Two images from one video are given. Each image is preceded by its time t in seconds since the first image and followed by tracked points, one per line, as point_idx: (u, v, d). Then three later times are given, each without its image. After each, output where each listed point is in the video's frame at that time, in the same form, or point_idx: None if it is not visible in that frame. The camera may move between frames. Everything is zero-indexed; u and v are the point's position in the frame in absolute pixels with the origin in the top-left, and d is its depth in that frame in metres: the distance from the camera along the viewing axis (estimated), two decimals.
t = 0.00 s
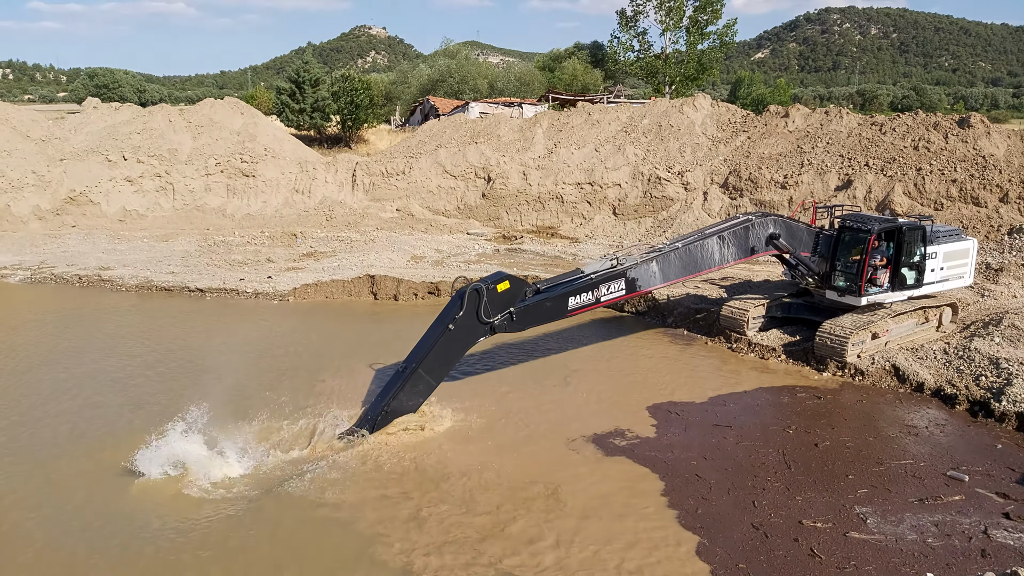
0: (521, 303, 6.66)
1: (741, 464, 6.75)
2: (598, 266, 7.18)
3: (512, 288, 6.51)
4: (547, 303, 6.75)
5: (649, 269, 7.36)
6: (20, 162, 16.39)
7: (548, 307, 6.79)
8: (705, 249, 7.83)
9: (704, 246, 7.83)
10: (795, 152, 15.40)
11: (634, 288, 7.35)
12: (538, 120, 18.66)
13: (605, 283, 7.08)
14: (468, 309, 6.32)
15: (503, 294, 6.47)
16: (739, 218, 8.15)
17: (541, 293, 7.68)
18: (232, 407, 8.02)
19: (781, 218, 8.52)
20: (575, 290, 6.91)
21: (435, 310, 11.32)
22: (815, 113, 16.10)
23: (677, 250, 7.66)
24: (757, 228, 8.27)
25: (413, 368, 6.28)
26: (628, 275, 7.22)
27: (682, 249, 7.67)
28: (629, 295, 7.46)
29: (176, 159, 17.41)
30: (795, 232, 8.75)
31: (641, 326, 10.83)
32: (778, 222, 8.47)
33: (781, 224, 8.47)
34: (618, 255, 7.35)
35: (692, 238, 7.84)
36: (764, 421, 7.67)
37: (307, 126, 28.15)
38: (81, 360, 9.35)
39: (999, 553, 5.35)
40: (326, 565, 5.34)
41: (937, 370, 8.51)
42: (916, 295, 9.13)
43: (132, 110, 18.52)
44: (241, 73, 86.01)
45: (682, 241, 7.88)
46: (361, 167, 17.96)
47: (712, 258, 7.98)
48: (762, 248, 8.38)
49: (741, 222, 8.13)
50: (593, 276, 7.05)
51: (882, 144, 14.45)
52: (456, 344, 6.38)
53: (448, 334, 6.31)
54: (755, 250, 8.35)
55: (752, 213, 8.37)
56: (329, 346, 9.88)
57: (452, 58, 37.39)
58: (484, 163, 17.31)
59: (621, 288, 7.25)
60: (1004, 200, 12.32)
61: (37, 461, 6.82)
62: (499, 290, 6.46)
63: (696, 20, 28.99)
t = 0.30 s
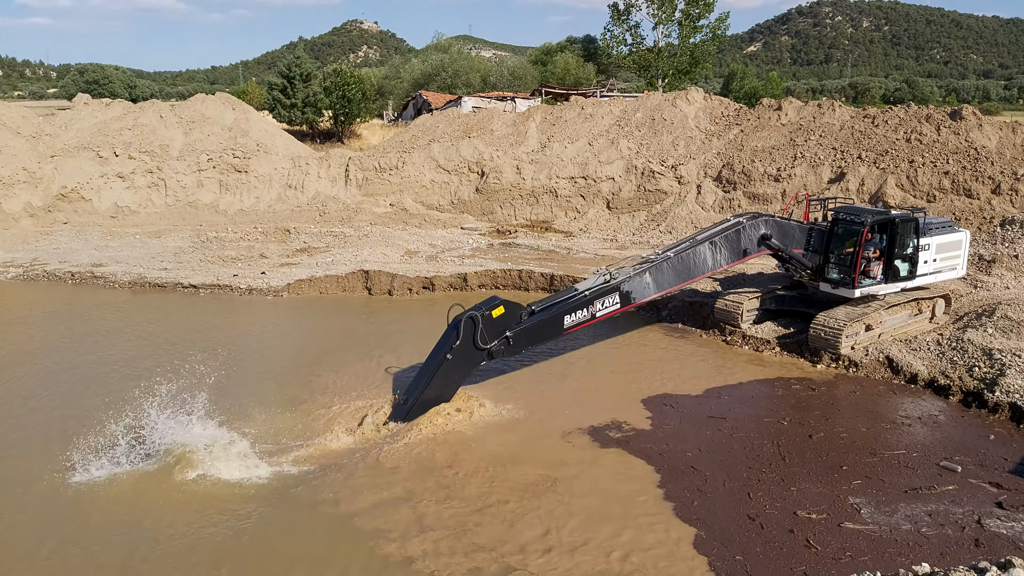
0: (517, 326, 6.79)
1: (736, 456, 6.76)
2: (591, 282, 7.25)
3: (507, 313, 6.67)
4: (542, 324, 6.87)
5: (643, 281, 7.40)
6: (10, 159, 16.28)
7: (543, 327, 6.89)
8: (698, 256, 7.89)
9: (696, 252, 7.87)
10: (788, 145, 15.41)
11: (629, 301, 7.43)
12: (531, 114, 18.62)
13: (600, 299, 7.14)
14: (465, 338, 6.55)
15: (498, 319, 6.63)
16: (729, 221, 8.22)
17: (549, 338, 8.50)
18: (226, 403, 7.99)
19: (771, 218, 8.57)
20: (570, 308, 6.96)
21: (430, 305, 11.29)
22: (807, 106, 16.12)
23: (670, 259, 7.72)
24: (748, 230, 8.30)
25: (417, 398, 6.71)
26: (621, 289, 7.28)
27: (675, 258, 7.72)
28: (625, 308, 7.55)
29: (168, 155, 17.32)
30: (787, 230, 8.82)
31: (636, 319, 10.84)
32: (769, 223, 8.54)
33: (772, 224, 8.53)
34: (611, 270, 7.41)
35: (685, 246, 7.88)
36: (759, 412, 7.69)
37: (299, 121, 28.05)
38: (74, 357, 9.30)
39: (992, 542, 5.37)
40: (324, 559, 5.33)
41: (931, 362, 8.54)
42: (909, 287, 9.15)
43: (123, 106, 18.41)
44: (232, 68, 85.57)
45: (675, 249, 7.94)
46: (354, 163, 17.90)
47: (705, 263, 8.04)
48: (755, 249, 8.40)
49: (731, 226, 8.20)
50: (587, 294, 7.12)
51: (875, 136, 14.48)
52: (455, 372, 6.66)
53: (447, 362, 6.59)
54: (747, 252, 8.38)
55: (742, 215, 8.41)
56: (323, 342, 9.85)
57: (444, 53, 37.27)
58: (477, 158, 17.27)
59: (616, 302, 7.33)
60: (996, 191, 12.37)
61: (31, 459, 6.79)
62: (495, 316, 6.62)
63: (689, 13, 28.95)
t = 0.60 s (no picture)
0: (514, 348, 6.91)
1: (728, 450, 6.78)
2: (584, 299, 7.30)
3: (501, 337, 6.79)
4: (537, 345, 6.95)
5: (635, 294, 7.46)
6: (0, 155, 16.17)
7: (539, 346, 6.98)
8: (689, 264, 7.94)
9: (687, 261, 7.92)
10: (780, 139, 15.42)
11: (623, 313, 7.50)
12: (524, 109, 18.58)
13: (593, 315, 7.20)
14: (461, 365, 6.77)
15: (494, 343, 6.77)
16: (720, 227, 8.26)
17: (556, 357, 8.90)
18: (218, 399, 7.98)
19: (762, 219, 8.57)
20: (564, 326, 7.04)
21: (422, 300, 11.28)
22: (800, 100, 16.13)
23: (661, 269, 7.77)
24: (739, 234, 8.34)
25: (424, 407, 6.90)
26: (614, 304, 7.35)
27: (666, 268, 7.77)
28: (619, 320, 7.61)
29: (159, 150, 17.23)
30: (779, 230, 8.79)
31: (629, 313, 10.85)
32: (760, 224, 8.53)
33: (763, 226, 8.53)
34: (603, 285, 7.46)
35: (675, 255, 7.92)
36: (751, 406, 7.72)
37: (291, 116, 27.96)
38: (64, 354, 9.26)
39: (982, 534, 5.41)
40: (319, 555, 5.34)
41: (922, 355, 8.59)
42: (900, 280, 9.19)
43: (114, 101, 18.29)
44: (224, 62, 85.14)
45: (666, 258, 7.98)
46: (346, 157, 17.84)
47: (697, 269, 8.10)
48: (746, 252, 8.44)
49: (722, 231, 8.23)
50: (580, 311, 7.17)
51: (867, 130, 14.50)
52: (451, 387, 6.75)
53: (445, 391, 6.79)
54: (739, 255, 8.44)
55: (732, 219, 8.45)
56: (316, 337, 9.83)
57: (437, 47, 37.16)
58: (470, 153, 17.24)
59: (610, 316, 7.39)
60: (987, 185, 12.42)
61: (23, 456, 6.77)
62: (490, 340, 6.77)
63: (681, 8, 28.91)
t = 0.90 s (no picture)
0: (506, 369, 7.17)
1: (713, 445, 6.80)
2: (571, 316, 7.29)
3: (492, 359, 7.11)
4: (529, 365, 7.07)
5: (621, 306, 7.39)
6: None
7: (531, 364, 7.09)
8: (675, 272, 7.80)
9: (672, 270, 7.78)
10: (765, 136, 15.48)
11: (611, 327, 7.44)
12: (511, 105, 18.55)
13: (580, 330, 7.21)
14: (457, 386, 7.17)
15: (485, 367, 7.06)
16: (703, 233, 8.11)
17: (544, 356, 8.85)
18: (200, 397, 7.92)
19: (743, 222, 8.47)
20: (554, 343, 7.12)
21: (408, 297, 11.25)
22: (785, 97, 16.21)
23: (647, 280, 7.66)
24: (722, 239, 8.19)
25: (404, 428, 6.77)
26: (602, 319, 7.30)
27: (651, 279, 7.66)
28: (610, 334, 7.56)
29: (142, 147, 17.09)
30: (762, 232, 8.72)
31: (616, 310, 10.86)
32: (742, 227, 8.42)
33: (746, 229, 8.40)
34: (590, 300, 7.46)
35: (659, 264, 7.80)
36: (736, 401, 7.75)
37: (276, 113, 27.82)
38: (45, 353, 9.16)
39: (964, 527, 5.46)
40: (306, 553, 5.31)
41: (905, 350, 8.65)
42: (884, 276, 9.26)
43: (96, 98, 18.12)
44: (209, 59, 84.40)
45: (651, 268, 7.87)
46: (332, 154, 17.76)
47: (683, 277, 7.97)
48: (731, 256, 8.29)
49: (704, 237, 8.09)
50: (568, 329, 7.17)
51: (851, 127, 14.60)
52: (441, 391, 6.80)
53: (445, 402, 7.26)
54: (723, 260, 8.28)
55: (714, 226, 8.32)
56: (300, 334, 9.79)
57: (423, 44, 37.05)
58: (456, 150, 17.21)
59: (599, 331, 7.34)
60: (969, 181, 12.54)
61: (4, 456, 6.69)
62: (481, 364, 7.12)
63: (667, 4, 28.97)
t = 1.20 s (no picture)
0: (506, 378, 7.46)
1: (709, 441, 6.81)
2: (569, 329, 7.42)
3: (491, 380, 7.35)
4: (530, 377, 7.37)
5: (619, 317, 7.55)
6: None
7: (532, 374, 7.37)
8: (670, 279, 7.94)
9: (667, 276, 7.91)
10: (760, 131, 15.49)
11: (610, 339, 7.57)
12: (505, 101, 18.52)
13: (579, 344, 7.31)
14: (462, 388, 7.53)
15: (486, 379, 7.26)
16: (696, 239, 8.25)
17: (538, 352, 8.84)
18: (195, 395, 7.90)
19: (737, 225, 8.61)
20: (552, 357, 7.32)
21: (403, 294, 11.23)
22: (779, 93, 16.22)
23: (643, 289, 7.80)
24: (715, 243, 8.35)
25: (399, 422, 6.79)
26: (600, 331, 7.44)
27: (646, 287, 7.80)
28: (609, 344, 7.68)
29: (135, 144, 17.01)
30: (755, 232, 8.83)
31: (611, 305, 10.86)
32: (736, 230, 8.57)
33: (739, 231, 8.56)
34: (586, 313, 7.56)
35: (654, 272, 7.95)
36: (731, 396, 7.75)
37: (270, 110, 27.78)
38: (37, 351, 9.12)
39: (959, 521, 5.48)
40: (302, 551, 5.29)
41: (899, 344, 8.67)
42: (878, 271, 9.27)
43: (88, 95, 18.03)
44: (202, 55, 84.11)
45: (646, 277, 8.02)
46: (326, 151, 17.72)
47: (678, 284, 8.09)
48: (726, 259, 8.47)
49: (698, 242, 8.22)
50: (567, 343, 7.31)
51: (845, 122, 14.62)
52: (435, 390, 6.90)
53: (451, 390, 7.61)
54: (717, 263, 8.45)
55: (708, 229, 8.44)
56: (294, 331, 9.78)
57: (417, 39, 36.98)
58: (451, 146, 17.19)
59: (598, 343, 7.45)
60: (963, 176, 12.59)
61: None
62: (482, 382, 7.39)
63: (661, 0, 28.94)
